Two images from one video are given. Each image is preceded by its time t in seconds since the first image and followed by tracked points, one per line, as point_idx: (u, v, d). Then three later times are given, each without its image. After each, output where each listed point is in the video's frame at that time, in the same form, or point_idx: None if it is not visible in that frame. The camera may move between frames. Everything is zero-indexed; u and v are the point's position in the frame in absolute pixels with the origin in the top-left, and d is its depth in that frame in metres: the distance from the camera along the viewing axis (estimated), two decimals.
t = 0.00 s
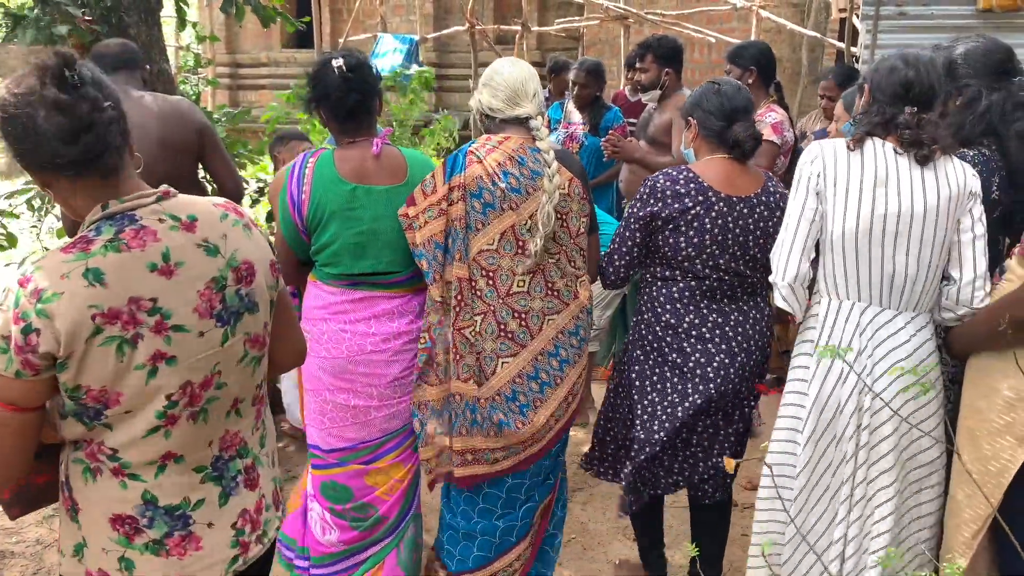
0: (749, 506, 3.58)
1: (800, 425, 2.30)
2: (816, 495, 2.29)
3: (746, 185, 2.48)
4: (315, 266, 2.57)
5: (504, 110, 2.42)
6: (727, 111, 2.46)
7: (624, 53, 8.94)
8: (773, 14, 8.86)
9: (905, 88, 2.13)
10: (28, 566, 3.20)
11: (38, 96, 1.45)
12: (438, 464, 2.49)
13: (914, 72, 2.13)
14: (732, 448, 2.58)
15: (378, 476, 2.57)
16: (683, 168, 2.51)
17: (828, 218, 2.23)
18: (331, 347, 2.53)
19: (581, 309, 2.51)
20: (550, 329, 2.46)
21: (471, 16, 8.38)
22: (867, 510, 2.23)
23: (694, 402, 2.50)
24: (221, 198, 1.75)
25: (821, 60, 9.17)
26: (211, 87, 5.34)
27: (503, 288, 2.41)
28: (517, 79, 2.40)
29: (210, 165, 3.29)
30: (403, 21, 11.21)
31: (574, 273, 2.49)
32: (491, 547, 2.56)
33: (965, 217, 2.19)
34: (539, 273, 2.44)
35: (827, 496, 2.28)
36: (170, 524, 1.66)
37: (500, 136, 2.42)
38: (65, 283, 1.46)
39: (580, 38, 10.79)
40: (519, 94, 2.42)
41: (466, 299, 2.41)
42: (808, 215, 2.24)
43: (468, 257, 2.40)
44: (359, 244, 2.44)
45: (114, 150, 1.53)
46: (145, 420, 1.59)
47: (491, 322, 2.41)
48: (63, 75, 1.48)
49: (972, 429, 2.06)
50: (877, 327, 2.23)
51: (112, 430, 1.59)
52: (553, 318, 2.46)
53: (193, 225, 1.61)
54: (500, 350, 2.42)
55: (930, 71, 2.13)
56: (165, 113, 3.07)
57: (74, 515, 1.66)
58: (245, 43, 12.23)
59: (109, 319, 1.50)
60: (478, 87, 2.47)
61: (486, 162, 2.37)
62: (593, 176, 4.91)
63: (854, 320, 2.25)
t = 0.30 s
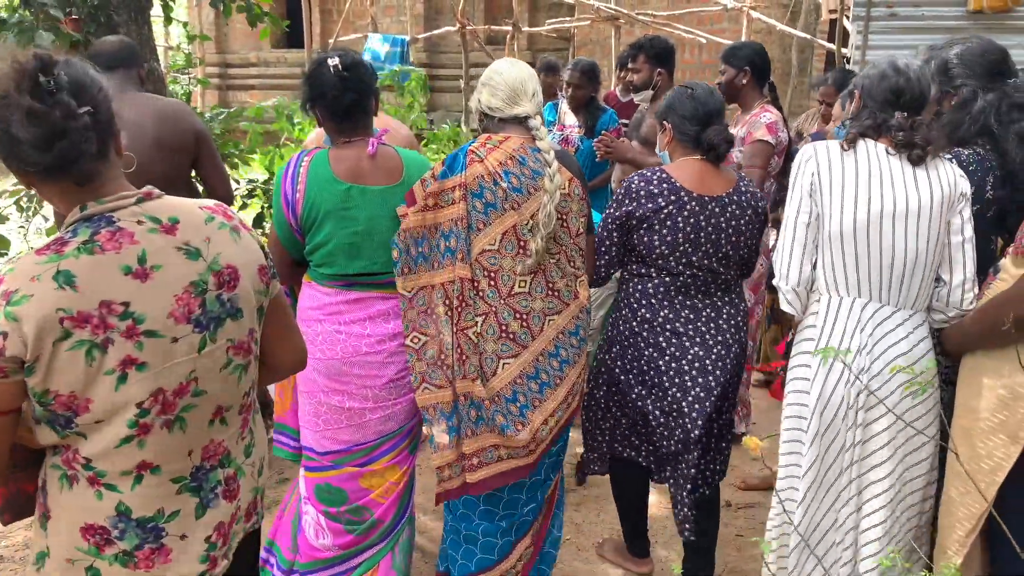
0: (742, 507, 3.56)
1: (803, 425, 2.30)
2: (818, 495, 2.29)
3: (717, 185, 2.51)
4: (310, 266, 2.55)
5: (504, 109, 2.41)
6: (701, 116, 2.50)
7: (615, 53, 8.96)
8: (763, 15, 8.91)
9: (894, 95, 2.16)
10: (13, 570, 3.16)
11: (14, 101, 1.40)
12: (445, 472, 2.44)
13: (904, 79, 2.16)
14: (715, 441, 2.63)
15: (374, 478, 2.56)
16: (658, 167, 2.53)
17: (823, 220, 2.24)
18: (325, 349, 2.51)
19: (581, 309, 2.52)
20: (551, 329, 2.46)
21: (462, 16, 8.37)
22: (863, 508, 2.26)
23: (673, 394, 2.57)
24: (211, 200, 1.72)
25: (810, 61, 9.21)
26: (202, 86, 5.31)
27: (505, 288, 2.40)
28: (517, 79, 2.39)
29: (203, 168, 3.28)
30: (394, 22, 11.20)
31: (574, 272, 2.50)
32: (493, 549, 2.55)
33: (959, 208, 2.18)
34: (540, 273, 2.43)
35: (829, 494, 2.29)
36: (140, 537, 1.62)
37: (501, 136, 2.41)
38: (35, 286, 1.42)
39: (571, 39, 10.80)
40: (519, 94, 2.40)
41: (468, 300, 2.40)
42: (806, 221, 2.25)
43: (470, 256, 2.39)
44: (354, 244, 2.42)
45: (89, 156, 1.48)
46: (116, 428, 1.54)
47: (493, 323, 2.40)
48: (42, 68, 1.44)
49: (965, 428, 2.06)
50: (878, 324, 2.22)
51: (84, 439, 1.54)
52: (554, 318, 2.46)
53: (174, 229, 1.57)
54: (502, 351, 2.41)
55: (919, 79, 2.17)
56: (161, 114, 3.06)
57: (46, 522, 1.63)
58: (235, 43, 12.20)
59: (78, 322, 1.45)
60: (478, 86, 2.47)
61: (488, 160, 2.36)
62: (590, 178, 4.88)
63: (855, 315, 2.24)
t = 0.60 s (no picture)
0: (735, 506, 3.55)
1: (796, 422, 2.30)
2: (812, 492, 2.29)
3: (687, 173, 2.65)
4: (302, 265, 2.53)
5: (497, 107, 2.39)
6: (666, 110, 2.64)
7: (606, 53, 8.95)
8: (755, 14, 8.92)
9: (890, 92, 2.15)
10: None
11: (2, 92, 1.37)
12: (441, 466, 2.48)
13: (899, 76, 2.15)
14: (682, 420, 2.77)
15: (367, 479, 2.54)
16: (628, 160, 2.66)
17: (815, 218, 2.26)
18: (318, 348, 2.49)
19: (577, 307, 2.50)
20: (547, 327, 2.45)
21: (453, 14, 8.34)
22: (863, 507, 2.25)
23: (637, 379, 2.67)
24: (202, 198, 1.70)
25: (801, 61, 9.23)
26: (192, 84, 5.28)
27: (501, 286, 2.39)
28: (510, 77, 2.39)
29: (197, 168, 3.25)
30: (385, 20, 11.18)
31: (569, 270, 2.49)
32: (489, 549, 2.54)
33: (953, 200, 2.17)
34: (536, 270, 2.42)
35: (823, 491, 2.28)
36: (129, 540, 1.59)
37: (496, 134, 2.40)
38: (22, 283, 1.38)
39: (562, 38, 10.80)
40: (512, 92, 2.39)
41: (466, 298, 2.39)
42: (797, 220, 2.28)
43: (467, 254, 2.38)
44: (346, 242, 2.40)
45: (78, 150, 1.45)
46: (100, 431, 1.50)
47: (488, 321, 2.39)
48: (33, 59, 1.42)
49: (963, 427, 2.05)
50: (872, 321, 2.21)
51: (65, 444, 1.51)
52: (550, 316, 2.45)
53: (164, 226, 1.55)
54: (498, 349, 2.40)
55: (912, 76, 2.16)
56: (155, 111, 3.04)
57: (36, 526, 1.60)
58: (225, 41, 12.15)
59: (66, 321, 1.42)
60: (471, 84, 2.45)
61: (482, 159, 2.35)
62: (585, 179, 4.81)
63: (848, 313, 2.23)
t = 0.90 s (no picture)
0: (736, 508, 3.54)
1: (799, 424, 2.27)
2: (811, 492, 2.25)
3: (679, 169, 2.70)
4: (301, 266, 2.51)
5: (503, 106, 2.39)
6: (656, 107, 2.67)
7: (603, 53, 8.96)
8: (752, 15, 8.93)
9: (892, 88, 2.14)
10: None
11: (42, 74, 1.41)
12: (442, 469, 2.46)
13: (900, 71, 2.13)
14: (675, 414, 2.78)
15: (366, 481, 2.52)
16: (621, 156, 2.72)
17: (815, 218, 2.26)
18: (317, 349, 2.47)
19: (580, 309, 2.51)
20: (550, 328, 2.44)
21: (450, 14, 8.31)
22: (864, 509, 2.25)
23: (627, 373, 2.74)
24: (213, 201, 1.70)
25: (798, 61, 9.24)
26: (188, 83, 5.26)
27: (505, 288, 2.38)
28: (516, 76, 2.39)
29: (196, 168, 3.24)
30: (381, 20, 11.18)
31: (573, 272, 2.49)
32: (491, 551, 2.53)
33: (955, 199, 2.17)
34: (541, 272, 2.41)
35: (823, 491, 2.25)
36: (142, 545, 1.58)
37: (500, 134, 2.38)
38: (47, 284, 1.36)
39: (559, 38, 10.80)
40: (517, 91, 2.39)
41: (471, 299, 2.36)
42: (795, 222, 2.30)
43: (472, 255, 2.36)
44: (346, 244, 2.39)
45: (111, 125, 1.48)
46: (119, 435, 1.49)
47: (493, 322, 2.37)
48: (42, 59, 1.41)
49: (973, 430, 2.04)
50: (876, 323, 2.20)
51: (80, 449, 1.48)
52: (554, 318, 2.45)
53: (184, 229, 1.55)
54: (501, 350, 2.38)
55: (914, 69, 2.14)
56: (154, 113, 3.03)
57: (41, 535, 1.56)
58: (222, 41, 12.13)
59: (92, 325, 1.40)
60: (475, 83, 2.45)
61: (488, 159, 2.34)
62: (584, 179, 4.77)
63: (853, 316, 2.22)
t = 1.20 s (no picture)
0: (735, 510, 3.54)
1: (797, 427, 2.26)
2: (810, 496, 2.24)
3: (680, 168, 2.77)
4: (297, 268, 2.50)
5: (503, 107, 2.38)
6: (656, 107, 2.73)
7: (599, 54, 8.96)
8: (747, 15, 8.94)
9: (888, 87, 2.13)
10: None
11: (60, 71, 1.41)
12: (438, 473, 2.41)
13: (894, 67, 2.11)
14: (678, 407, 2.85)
15: (364, 485, 2.50)
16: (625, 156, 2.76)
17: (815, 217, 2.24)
18: (314, 353, 2.45)
19: (581, 312, 2.49)
20: (550, 331, 2.43)
21: (446, 15, 8.29)
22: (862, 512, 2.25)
23: (637, 369, 2.81)
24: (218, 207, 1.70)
25: (794, 62, 9.26)
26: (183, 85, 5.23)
27: (505, 290, 2.36)
28: (515, 77, 2.37)
29: (193, 170, 3.21)
30: (377, 22, 11.16)
31: (573, 274, 2.48)
32: (488, 555, 2.51)
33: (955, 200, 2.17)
34: (541, 275, 2.40)
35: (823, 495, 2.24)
36: (157, 555, 1.58)
37: (501, 135, 2.37)
38: (65, 286, 1.35)
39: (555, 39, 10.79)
40: (517, 91, 2.38)
41: (467, 302, 2.35)
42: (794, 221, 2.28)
43: (470, 257, 2.35)
44: (344, 245, 2.37)
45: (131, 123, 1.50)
46: (139, 443, 1.49)
47: (491, 325, 2.36)
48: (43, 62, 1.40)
49: (975, 434, 2.03)
50: (876, 326, 2.19)
51: (97, 458, 1.47)
52: (554, 320, 2.43)
53: (198, 233, 1.55)
54: (500, 352, 2.37)
55: (907, 64, 2.13)
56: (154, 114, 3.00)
57: (49, 546, 1.54)
58: (217, 42, 12.09)
59: (112, 329, 1.40)
60: (475, 85, 2.45)
61: (488, 161, 2.32)
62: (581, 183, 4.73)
63: (852, 319, 2.21)
